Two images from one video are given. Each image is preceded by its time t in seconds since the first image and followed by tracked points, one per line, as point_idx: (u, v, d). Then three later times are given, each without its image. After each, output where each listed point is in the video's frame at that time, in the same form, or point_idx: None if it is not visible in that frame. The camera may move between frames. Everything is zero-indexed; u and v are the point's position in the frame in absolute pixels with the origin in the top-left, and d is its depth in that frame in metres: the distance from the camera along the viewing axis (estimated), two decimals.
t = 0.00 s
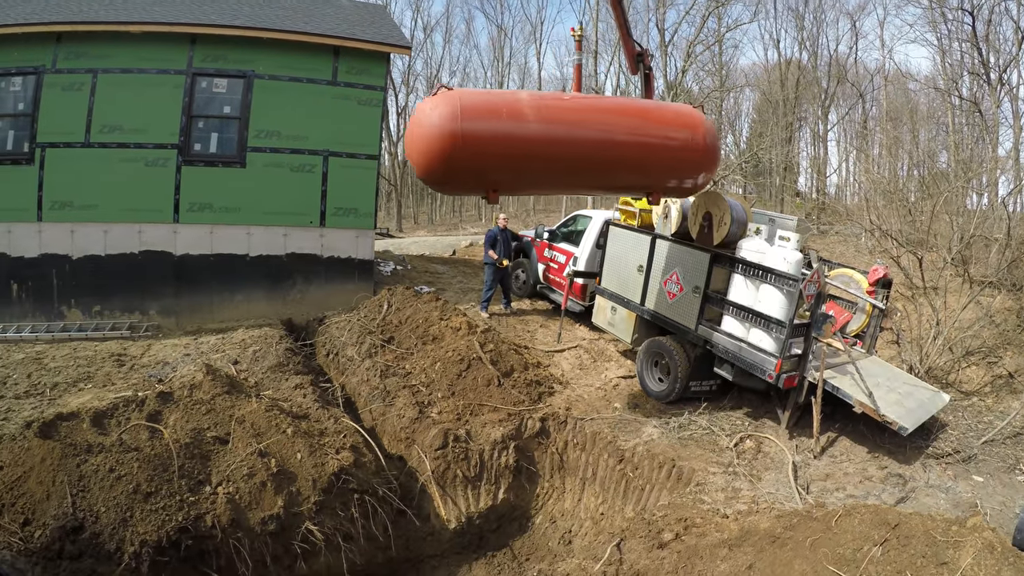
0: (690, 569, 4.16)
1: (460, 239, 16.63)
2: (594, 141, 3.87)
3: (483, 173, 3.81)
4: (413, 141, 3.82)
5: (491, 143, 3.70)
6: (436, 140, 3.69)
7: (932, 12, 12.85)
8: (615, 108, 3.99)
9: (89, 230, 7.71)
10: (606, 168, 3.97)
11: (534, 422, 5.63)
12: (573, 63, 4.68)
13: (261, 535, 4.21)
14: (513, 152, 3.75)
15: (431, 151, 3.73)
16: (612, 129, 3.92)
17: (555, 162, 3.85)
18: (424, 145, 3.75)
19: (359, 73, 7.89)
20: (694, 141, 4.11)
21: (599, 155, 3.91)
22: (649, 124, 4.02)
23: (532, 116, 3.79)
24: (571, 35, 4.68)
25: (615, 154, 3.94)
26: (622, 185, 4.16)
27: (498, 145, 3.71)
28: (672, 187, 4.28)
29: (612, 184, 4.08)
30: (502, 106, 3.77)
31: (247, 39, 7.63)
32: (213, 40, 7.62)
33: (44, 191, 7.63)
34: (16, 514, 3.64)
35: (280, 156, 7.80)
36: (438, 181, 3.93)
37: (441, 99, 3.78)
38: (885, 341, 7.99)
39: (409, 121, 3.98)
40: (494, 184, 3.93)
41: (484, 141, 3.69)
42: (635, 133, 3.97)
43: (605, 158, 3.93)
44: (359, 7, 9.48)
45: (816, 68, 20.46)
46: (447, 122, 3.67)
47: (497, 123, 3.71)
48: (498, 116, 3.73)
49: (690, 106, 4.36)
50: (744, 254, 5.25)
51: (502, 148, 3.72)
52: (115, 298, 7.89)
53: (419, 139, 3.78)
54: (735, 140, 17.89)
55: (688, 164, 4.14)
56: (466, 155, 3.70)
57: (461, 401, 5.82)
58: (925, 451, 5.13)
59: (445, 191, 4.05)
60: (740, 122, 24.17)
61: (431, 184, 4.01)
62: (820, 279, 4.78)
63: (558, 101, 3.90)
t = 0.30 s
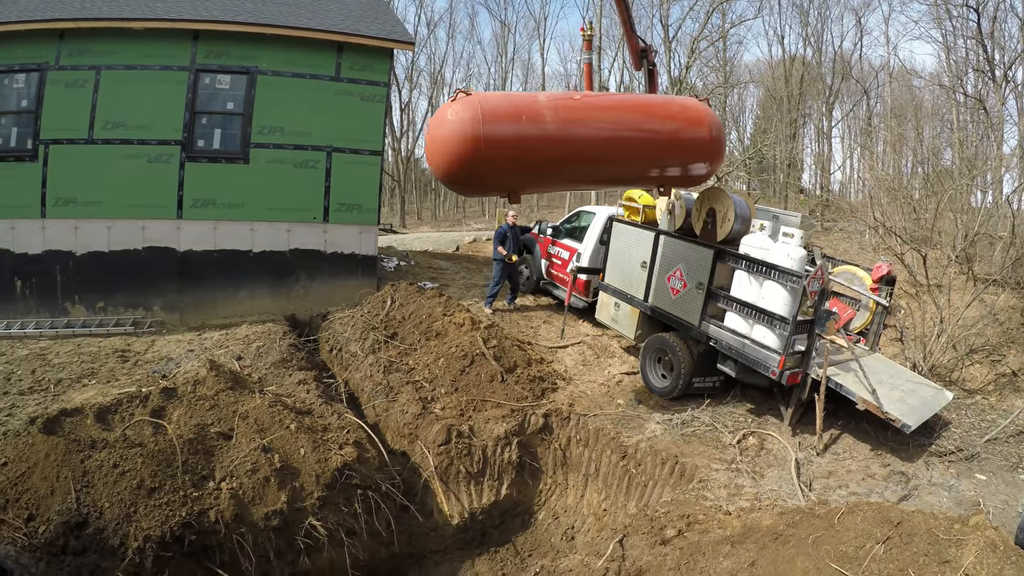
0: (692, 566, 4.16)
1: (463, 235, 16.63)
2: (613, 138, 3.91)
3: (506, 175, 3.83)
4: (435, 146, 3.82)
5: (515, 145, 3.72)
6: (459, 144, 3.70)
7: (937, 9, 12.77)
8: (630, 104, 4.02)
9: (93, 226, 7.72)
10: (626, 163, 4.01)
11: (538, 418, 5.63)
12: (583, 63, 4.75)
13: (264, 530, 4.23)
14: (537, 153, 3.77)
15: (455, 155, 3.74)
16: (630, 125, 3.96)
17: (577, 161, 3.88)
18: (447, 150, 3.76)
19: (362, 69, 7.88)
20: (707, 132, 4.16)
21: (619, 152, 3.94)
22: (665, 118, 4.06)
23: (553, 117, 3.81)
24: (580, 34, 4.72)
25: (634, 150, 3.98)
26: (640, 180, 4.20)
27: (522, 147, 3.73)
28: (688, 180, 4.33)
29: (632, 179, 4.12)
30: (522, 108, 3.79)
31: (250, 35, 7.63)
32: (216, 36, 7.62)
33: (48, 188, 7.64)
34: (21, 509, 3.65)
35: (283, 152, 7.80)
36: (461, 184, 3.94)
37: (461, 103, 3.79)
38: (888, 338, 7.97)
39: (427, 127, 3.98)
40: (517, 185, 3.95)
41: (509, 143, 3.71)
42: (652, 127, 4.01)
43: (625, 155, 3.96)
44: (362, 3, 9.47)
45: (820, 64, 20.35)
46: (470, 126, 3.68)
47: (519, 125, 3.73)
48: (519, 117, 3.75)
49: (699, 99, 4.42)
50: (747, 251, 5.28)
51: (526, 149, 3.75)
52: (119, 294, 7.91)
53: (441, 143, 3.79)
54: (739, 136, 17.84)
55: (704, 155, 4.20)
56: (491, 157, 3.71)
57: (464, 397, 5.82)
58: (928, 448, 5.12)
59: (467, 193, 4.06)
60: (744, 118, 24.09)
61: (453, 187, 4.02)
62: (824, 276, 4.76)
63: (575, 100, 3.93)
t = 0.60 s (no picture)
0: (696, 562, 4.17)
1: (468, 231, 16.63)
2: (625, 133, 3.91)
3: (518, 172, 3.81)
4: (446, 145, 3.82)
5: (528, 142, 3.71)
6: (472, 142, 3.70)
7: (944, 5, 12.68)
8: (639, 100, 4.03)
9: (98, 222, 7.75)
10: (638, 157, 4.00)
11: (542, 414, 5.63)
12: (588, 61, 4.75)
13: (269, 525, 4.24)
14: (550, 149, 3.76)
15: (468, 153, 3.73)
16: (641, 119, 3.96)
17: (590, 157, 3.87)
18: (459, 149, 3.76)
19: (366, 65, 7.87)
20: (717, 125, 4.17)
21: (631, 146, 3.94)
22: (675, 112, 4.07)
23: (564, 113, 3.81)
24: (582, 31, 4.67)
25: (646, 144, 3.97)
26: (652, 175, 4.19)
27: (534, 143, 3.73)
28: (699, 173, 4.33)
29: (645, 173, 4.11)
30: (532, 105, 3.79)
31: (255, 30, 7.62)
32: (221, 32, 7.62)
33: (53, 184, 7.67)
34: (26, 504, 3.69)
35: (288, 148, 7.81)
36: (473, 184, 3.93)
37: (471, 102, 3.80)
38: (893, 335, 7.95)
39: (437, 128, 3.98)
40: (530, 183, 3.93)
41: (521, 139, 3.70)
42: (663, 121, 4.02)
43: (636, 149, 3.96)
44: None
45: (826, 61, 20.25)
46: (482, 123, 3.68)
47: (531, 122, 3.73)
48: (531, 114, 3.75)
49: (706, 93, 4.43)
50: (752, 247, 5.27)
51: (538, 146, 3.74)
52: (124, 290, 7.93)
53: (453, 143, 3.79)
54: (744, 132, 17.78)
55: (714, 147, 4.20)
56: (504, 154, 3.70)
57: (469, 392, 5.82)
58: (932, 446, 5.11)
59: (479, 193, 4.05)
60: (749, 114, 23.98)
61: (465, 187, 4.01)
62: (830, 273, 4.73)
63: (584, 96, 3.93)
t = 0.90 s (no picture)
0: (700, 560, 4.17)
1: (473, 228, 16.63)
2: (629, 127, 3.91)
3: (519, 163, 3.80)
4: (446, 133, 3.79)
5: (530, 132, 3.70)
6: (473, 130, 3.67)
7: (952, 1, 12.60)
8: (641, 94, 4.02)
9: (104, 219, 7.78)
10: (641, 153, 4.00)
11: (547, 411, 5.63)
12: (593, 54, 4.71)
13: (274, 521, 4.25)
14: (551, 141, 3.76)
15: (469, 142, 3.71)
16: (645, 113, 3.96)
17: (592, 150, 3.86)
18: (459, 137, 3.73)
19: (372, 62, 7.87)
20: (721, 122, 4.18)
21: (634, 141, 3.94)
22: (679, 107, 4.07)
23: (567, 104, 3.80)
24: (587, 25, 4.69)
25: (649, 138, 3.97)
26: (654, 172, 4.19)
27: (536, 134, 3.72)
28: (702, 171, 4.34)
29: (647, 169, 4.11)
30: (535, 95, 3.77)
31: (261, 28, 7.63)
32: (226, 30, 7.64)
33: (59, 182, 7.70)
34: (32, 500, 3.73)
35: (293, 145, 7.82)
36: (472, 173, 3.91)
37: (473, 89, 3.77)
38: (899, 334, 7.92)
39: (437, 115, 3.95)
40: (530, 174, 3.92)
41: (523, 130, 3.69)
42: (667, 116, 4.02)
43: (639, 143, 3.96)
44: None
45: (832, 57, 20.15)
46: (484, 111, 3.66)
47: (534, 111, 3.72)
48: (534, 104, 3.74)
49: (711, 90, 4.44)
50: (758, 245, 5.26)
51: (541, 137, 3.73)
52: (129, 287, 7.95)
53: (453, 130, 3.76)
54: (750, 129, 17.73)
55: (717, 145, 4.20)
56: (506, 145, 3.69)
57: (474, 389, 5.83)
58: (937, 446, 5.08)
59: (478, 183, 4.02)
60: (755, 111, 23.88)
61: (464, 177, 3.98)
62: (836, 270, 4.70)
63: (588, 88, 3.92)
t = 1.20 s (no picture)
0: (703, 560, 4.16)
1: (477, 228, 16.64)
2: (620, 129, 3.90)
3: (505, 159, 3.78)
4: (432, 124, 3.74)
5: (518, 128, 3.68)
6: (460, 123, 3.63)
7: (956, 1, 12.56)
8: (632, 97, 4.00)
9: (108, 219, 7.80)
10: (629, 156, 3.99)
11: (551, 411, 5.63)
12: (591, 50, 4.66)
13: (278, 521, 4.26)
14: (539, 139, 3.74)
15: (455, 134, 3.67)
16: (637, 116, 3.96)
17: (580, 150, 3.85)
18: (445, 129, 3.69)
19: (376, 62, 7.89)
20: (714, 132, 4.19)
21: (624, 144, 3.93)
22: (672, 112, 4.08)
23: (558, 101, 3.78)
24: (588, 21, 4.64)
25: (639, 143, 3.97)
26: (643, 177, 4.18)
27: (524, 130, 3.69)
28: (692, 180, 4.34)
29: (635, 174, 4.10)
30: (526, 89, 3.75)
31: (266, 28, 7.65)
32: (230, 30, 7.66)
33: (63, 182, 7.73)
34: (36, 499, 3.74)
35: (297, 145, 7.83)
36: (457, 168, 3.87)
37: (463, 80, 3.73)
38: (903, 335, 7.90)
39: (423, 105, 3.90)
40: (517, 171, 3.89)
41: (511, 125, 3.67)
42: (660, 121, 4.01)
43: (629, 147, 3.95)
44: None
45: (836, 57, 20.11)
46: (473, 104, 3.63)
47: (523, 107, 3.70)
48: (524, 99, 3.71)
49: (709, 99, 4.45)
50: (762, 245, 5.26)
51: (528, 133, 3.71)
52: (133, 287, 7.97)
53: (439, 121, 3.71)
54: (754, 129, 17.70)
55: (708, 155, 4.22)
56: (492, 140, 3.67)
57: (478, 389, 5.83)
58: (941, 447, 5.07)
59: (463, 178, 3.99)
60: (759, 111, 23.83)
61: (448, 171, 3.95)
62: (840, 271, 4.70)
63: (582, 87, 3.90)
